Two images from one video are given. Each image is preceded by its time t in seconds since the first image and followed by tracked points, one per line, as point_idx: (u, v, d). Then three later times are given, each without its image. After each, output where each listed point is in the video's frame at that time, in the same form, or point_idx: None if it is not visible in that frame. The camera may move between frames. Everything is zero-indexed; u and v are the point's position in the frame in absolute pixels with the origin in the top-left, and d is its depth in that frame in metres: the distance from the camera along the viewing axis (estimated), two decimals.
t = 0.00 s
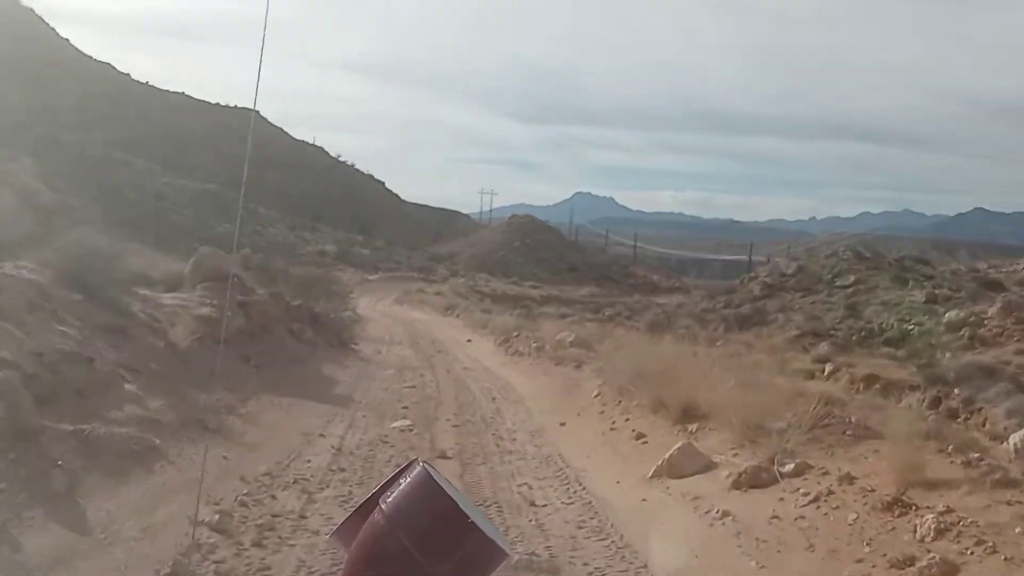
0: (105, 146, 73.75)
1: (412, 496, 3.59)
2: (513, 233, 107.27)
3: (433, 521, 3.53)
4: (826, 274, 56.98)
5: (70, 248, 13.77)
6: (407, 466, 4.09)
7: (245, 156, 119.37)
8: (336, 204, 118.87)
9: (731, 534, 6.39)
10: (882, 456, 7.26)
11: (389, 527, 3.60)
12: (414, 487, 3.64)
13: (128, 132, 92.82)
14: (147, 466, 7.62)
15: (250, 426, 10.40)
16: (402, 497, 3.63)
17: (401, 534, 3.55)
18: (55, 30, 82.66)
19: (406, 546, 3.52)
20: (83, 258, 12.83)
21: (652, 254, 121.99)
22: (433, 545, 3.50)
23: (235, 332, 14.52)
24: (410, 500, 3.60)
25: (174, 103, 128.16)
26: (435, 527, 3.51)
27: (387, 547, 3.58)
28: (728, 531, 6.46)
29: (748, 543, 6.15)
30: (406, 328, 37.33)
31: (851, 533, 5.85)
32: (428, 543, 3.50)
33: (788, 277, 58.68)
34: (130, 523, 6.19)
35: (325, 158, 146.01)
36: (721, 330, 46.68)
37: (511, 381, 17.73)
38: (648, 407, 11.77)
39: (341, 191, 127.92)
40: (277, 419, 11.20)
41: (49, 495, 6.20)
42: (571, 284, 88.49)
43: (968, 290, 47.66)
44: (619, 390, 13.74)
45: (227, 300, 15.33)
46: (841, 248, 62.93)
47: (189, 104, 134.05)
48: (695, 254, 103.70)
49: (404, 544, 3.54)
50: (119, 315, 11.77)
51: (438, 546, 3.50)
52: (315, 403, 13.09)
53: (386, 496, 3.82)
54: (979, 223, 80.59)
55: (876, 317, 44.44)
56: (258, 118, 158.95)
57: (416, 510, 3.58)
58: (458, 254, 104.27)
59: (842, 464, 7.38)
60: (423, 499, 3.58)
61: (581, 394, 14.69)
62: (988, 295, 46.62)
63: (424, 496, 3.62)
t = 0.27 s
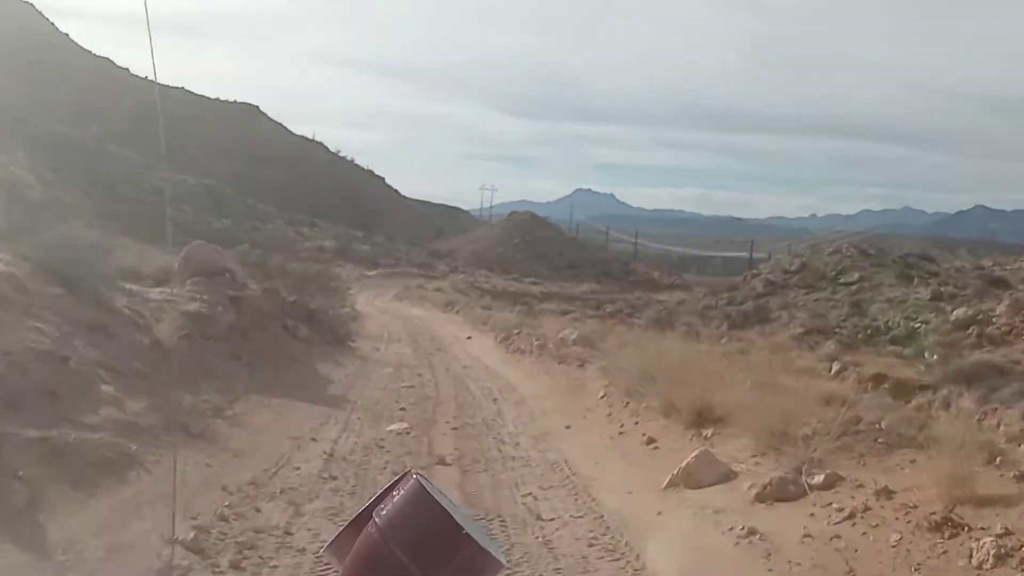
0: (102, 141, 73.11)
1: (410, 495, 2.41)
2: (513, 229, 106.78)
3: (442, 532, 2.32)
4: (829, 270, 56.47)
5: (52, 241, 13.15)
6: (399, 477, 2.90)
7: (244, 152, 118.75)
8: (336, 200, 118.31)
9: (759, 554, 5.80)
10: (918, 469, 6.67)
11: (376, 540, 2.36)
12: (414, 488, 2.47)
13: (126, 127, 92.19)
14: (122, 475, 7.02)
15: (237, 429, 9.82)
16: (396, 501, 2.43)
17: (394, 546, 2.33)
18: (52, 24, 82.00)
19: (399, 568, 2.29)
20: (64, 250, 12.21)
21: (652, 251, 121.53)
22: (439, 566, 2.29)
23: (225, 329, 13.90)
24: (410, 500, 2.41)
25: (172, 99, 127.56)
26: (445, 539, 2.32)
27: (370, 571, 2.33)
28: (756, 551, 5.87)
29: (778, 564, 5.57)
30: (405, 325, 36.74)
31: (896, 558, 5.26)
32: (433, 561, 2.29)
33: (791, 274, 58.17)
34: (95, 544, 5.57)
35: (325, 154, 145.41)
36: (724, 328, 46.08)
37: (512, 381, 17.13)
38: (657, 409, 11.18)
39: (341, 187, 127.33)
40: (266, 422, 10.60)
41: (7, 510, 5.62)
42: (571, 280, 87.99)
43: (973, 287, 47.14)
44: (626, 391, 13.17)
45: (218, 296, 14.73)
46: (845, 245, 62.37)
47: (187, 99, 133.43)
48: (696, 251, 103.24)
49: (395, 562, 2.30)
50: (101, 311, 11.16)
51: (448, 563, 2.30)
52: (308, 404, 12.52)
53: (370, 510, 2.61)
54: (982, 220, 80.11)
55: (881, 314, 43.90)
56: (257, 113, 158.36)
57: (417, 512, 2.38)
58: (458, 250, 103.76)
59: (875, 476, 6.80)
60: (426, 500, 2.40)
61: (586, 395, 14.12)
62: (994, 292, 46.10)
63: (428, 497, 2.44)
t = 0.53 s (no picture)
0: (105, 133, 72.51)
1: (405, 496, 2.68)
2: (517, 225, 106.23)
3: (431, 530, 2.60)
4: (837, 267, 55.95)
5: (39, 231, 12.62)
6: (394, 480, 3.20)
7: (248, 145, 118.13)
8: (339, 194, 117.77)
9: None
10: (965, 484, 6.15)
11: (372, 538, 2.64)
12: (406, 488, 2.74)
13: (129, 120, 91.57)
14: (99, 484, 6.51)
15: (228, 432, 9.28)
16: (391, 501, 2.70)
17: (391, 542, 2.60)
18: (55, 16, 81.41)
19: (395, 561, 2.57)
20: (52, 241, 11.70)
21: (657, 247, 121.03)
22: (430, 559, 2.56)
23: (220, 324, 13.37)
24: (404, 500, 2.68)
25: (176, 91, 126.86)
26: (435, 534, 2.59)
27: (369, 564, 2.61)
28: None
29: None
30: (408, 320, 36.19)
31: None
32: (426, 553, 2.56)
33: (798, 270, 57.65)
34: (62, 564, 5.07)
35: (329, 147, 144.78)
36: (731, 324, 45.49)
37: (517, 378, 16.58)
38: (671, 411, 10.64)
39: (345, 181, 126.73)
40: (261, 423, 10.08)
41: None
42: (575, 276, 87.46)
43: (983, 284, 46.60)
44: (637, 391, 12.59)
45: (212, 289, 14.17)
46: (853, 242, 61.74)
47: (191, 92, 132.72)
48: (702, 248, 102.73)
49: (394, 557, 2.58)
50: (88, 304, 10.65)
51: (438, 557, 2.56)
52: (306, 403, 11.96)
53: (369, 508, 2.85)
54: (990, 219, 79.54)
55: (890, 311, 43.39)
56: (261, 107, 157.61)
57: (411, 512, 2.65)
58: (461, 245, 103.20)
59: (916, 489, 6.27)
60: (419, 500, 2.66)
61: (596, 394, 13.54)
62: (1004, 290, 45.56)
63: (421, 496, 2.70)
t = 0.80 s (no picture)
0: (108, 126, 71.96)
1: (391, 502, 2.59)
2: (522, 220, 105.56)
3: (420, 539, 2.50)
4: (846, 263, 55.27)
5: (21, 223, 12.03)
6: (382, 486, 3.11)
7: (252, 139, 117.51)
8: (343, 188, 117.15)
9: None
10: None
11: (355, 545, 2.56)
12: (394, 492, 2.65)
13: (133, 113, 91.08)
14: (59, 500, 5.90)
15: (213, 437, 8.69)
16: (377, 507, 2.62)
17: (376, 551, 2.52)
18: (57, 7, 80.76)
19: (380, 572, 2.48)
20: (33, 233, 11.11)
21: (662, 242, 120.25)
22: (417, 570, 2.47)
23: (212, 320, 12.78)
24: (391, 506, 2.59)
25: (181, 84, 126.37)
26: (423, 544, 2.50)
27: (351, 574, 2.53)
28: None
29: None
30: (411, 315, 35.62)
31: None
32: (412, 565, 2.47)
33: (807, 267, 56.97)
34: None
35: (334, 141, 144.11)
36: (739, 321, 44.89)
37: (523, 377, 16.00)
38: (687, 416, 10.03)
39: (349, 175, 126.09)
40: (250, 428, 9.46)
41: None
42: (580, 271, 86.79)
43: (995, 280, 45.92)
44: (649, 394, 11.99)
45: (204, 283, 13.60)
46: (862, 238, 61.07)
47: (195, 84, 132.25)
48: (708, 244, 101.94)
49: (380, 566, 2.48)
50: (67, 300, 10.06)
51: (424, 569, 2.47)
52: (300, 405, 11.36)
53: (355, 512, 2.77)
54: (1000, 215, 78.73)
55: (901, 308, 42.74)
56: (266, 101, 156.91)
57: (398, 521, 2.56)
58: (466, 240, 102.57)
59: (967, 511, 5.64)
60: (409, 507, 2.57)
61: (605, 396, 12.94)
62: (1017, 287, 44.87)
63: (410, 502, 2.62)
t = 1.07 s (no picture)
0: (111, 119, 71.49)
1: (389, 484, 2.35)
2: (527, 215, 105.05)
3: (420, 521, 2.24)
4: (855, 259, 54.70)
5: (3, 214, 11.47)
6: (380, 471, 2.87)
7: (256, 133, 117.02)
8: (348, 183, 116.64)
9: None
10: None
11: (352, 532, 2.28)
12: (392, 474, 2.40)
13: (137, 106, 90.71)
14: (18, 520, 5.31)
15: (202, 442, 8.14)
16: (374, 490, 2.37)
17: (375, 535, 2.24)
18: None
19: (378, 558, 2.21)
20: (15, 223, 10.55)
21: (668, 238, 119.69)
22: (420, 553, 2.20)
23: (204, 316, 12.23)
24: (387, 489, 2.33)
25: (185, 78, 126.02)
26: (423, 528, 2.23)
27: (349, 566, 2.23)
28: None
29: None
30: (414, 310, 35.05)
31: None
32: (416, 549, 2.21)
33: (815, 261, 56.37)
34: None
35: (339, 136, 143.61)
36: (747, 316, 44.28)
37: (529, 376, 15.39)
38: (706, 419, 9.45)
39: (354, 170, 125.59)
40: (240, 432, 8.88)
41: None
42: (586, 266, 86.29)
43: (1006, 276, 45.36)
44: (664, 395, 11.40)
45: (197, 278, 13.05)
46: (870, 233, 60.42)
47: (199, 78, 131.84)
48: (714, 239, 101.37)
49: (378, 549, 2.22)
50: (47, 294, 9.50)
51: (430, 554, 2.21)
52: (296, 405, 10.81)
53: (351, 498, 2.52)
54: (1009, 211, 78.14)
55: (911, 304, 42.18)
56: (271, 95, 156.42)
57: (400, 503, 2.28)
58: (471, 235, 102.07)
59: None
60: (408, 489, 2.30)
61: (618, 397, 12.34)
62: None
63: (409, 486, 2.36)
